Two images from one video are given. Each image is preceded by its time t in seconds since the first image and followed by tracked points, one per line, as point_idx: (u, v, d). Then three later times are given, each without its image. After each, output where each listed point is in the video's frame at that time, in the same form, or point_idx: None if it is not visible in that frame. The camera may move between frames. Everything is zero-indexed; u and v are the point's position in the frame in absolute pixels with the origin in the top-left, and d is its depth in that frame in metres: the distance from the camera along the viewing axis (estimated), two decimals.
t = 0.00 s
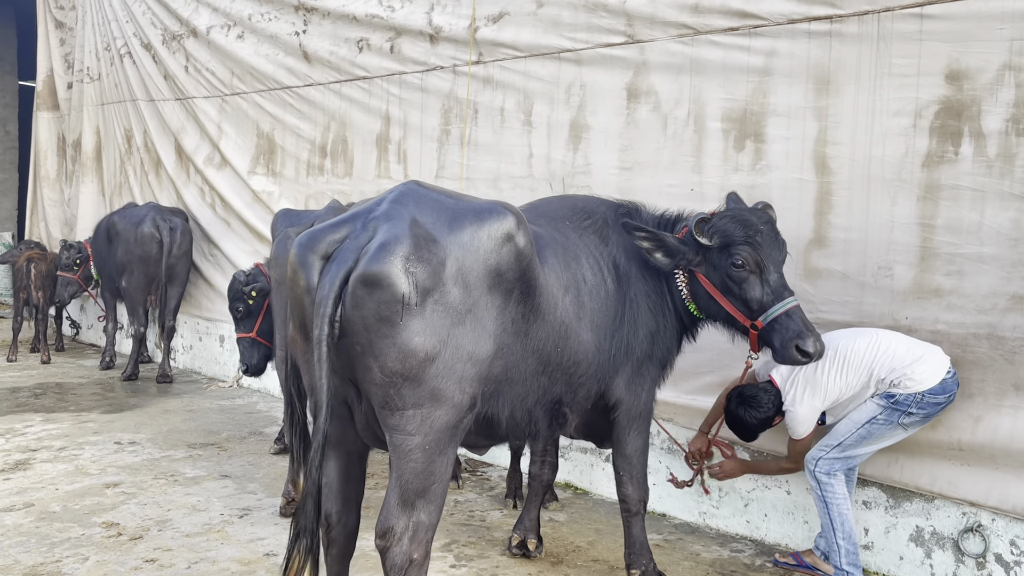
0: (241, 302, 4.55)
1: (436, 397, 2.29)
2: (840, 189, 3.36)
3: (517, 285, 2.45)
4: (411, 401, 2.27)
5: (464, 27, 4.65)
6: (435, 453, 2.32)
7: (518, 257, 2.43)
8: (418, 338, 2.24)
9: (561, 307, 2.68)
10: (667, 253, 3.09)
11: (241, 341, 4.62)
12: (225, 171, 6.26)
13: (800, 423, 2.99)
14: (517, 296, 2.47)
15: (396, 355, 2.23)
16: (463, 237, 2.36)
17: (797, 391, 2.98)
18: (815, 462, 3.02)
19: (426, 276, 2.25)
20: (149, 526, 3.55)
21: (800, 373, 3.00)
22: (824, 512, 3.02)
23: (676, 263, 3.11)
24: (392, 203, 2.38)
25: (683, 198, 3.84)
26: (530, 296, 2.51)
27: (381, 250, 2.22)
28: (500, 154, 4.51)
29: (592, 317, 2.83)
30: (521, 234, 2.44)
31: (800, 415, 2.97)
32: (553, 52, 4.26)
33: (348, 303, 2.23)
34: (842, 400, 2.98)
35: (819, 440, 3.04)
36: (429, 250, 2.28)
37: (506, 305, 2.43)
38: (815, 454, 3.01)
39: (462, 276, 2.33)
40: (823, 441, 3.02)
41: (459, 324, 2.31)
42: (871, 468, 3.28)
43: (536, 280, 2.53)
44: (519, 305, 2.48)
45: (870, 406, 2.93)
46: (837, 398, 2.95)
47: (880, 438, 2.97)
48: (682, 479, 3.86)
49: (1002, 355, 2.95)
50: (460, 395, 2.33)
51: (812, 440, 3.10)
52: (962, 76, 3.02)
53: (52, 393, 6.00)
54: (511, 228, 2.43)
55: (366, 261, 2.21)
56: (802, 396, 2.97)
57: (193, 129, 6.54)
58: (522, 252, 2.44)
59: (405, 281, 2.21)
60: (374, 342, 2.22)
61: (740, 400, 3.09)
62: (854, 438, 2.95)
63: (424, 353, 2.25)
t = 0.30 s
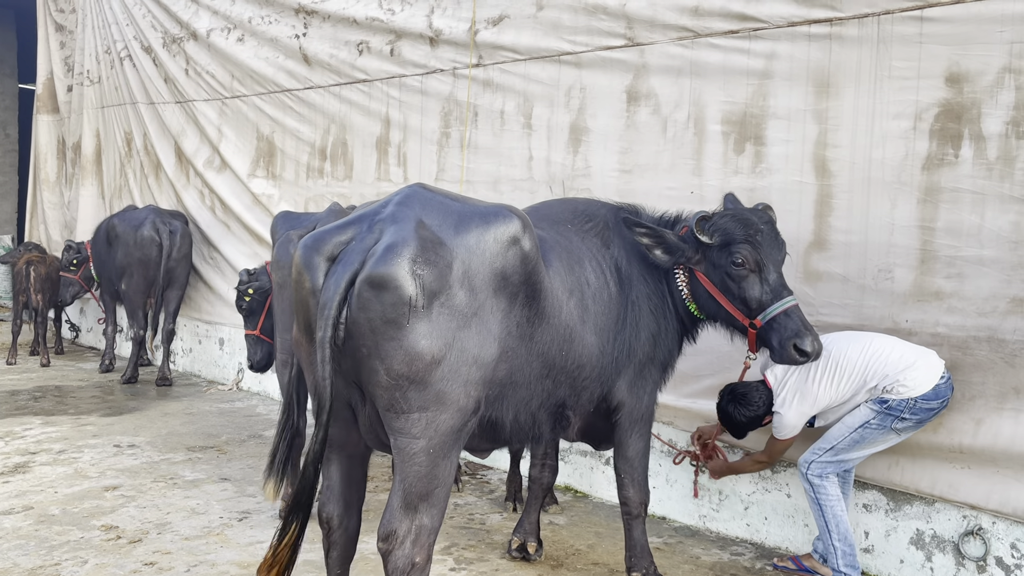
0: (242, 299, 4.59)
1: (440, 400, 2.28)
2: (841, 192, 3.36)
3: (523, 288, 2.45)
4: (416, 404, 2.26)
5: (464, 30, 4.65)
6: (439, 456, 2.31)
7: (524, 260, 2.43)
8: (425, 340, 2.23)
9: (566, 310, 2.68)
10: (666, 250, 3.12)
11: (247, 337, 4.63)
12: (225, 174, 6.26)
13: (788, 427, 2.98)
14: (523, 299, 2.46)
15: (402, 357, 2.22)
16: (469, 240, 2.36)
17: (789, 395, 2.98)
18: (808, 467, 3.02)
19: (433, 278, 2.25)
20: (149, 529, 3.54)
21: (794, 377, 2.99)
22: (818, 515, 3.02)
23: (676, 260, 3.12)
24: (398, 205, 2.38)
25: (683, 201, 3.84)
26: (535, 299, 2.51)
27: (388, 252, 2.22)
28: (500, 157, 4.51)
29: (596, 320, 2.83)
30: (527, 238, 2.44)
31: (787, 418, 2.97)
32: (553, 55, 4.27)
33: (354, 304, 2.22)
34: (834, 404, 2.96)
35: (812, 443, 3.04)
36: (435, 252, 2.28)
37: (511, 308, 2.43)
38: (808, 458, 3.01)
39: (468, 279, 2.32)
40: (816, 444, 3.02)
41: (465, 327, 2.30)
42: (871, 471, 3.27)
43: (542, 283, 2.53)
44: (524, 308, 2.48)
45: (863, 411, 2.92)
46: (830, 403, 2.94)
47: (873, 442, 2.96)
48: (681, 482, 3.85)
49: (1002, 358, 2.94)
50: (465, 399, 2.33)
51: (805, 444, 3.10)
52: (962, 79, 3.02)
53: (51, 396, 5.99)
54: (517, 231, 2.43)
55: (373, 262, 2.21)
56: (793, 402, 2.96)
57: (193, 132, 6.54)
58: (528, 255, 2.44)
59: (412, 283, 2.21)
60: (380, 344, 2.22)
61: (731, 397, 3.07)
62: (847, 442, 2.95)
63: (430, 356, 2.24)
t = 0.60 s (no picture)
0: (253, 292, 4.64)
1: (443, 403, 2.28)
2: (843, 195, 3.36)
3: (525, 291, 2.45)
4: (418, 407, 2.26)
5: (465, 33, 4.66)
6: (441, 459, 2.31)
7: (526, 263, 2.43)
8: (427, 343, 2.23)
9: (568, 313, 2.68)
10: (671, 250, 3.14)
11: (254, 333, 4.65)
12: (227, 176, 6.26)
13: (793, 423, 2.97)
14: (525, 302, 2.46)
15: (405, 360, 2.22)
16: (472, 243, 2.36)
17: (795, 392, 2.98)
18: (812, 471, 3.01)
19: (436, 281, 2.25)
20: (150, 532, 3.54)
21: (803, 376, 3.00)
22: (821, 521, 3.03)
23: (680, 261, 3.14)
24: (401, 208, 2.38)
25: (685, 204, 3.84)
26: (537, 302, 2.50)
27: (391, 255, 2.22)
28: (502, 160, 4.50)
29: (598, 323, 2.82)
30: (529, 241, 2.44)
31: (791, 415, 2.96)
32: (555, 58, 4.27)
33: (357, 307, 2.22)
34: (842, 408, 2.95)
35: (817, 448, 3.03)
36: (438, 255, 2.28)
37: (514, 311, 2.43)
38: (812, 462, 3.01)
39: (471, 282, 2.32)
40: (820, 450, 3.01)
41: (468, 330, 2.30)
42: (873, 475, 3.27)
43: (544, 286, 2.53)
44: (526, 311, 2.47)
45: (870, 420, 2.90)
46: (837, 405, 2.93)
47: (879, 451, 2.94)
48: (683, 485, 3.85)
49: (1005, 362, 2.94)
50: (468, 402, 2.32)
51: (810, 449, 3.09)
52: (964, 83, 3.02)
53: (53, 399, 6.00)
54: (519, 234, 2.43)
55: (376, 265, 2.22)
56: (799, 398, 2.97)
57: (195, 134, 6.54)
58: (530, 258, 2.44)
59: (414, 285, 2.21)
60: (383, 347, 2.22)
61: (739, 395, 3.13)
62: (852, 449, 2.93)
63: (433, 359, 2.24)
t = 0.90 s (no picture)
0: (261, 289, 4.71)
1: (444, 404, 2.28)
2: (846, 197, 3.35)
3: (527, 291, 2.45)
4: (419, 407, 2.27)
5: (468, 35, 4.66)
6: (442, 459, 2.31)
7: (528, 263, 2.43)
8: (428, 344, 2.24)
9: (570, 314, 2.67)
10: (676, 244, 3.12)
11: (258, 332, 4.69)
12: (230, 178, 6.27)
13: (797, 423, 2.98)
14: (526, 303, 2.46)
15: (406, 361, 2.23)
16: (473, 243, 2.36)
17: (803, 392, 3.00)
18: (815, 473, 3.00)
19: (437, 281, 2.25)
20: (154, 533, 3.55)
21: (813, 378, 3.02)
22: (823, 523, 3.03)
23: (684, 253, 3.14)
24: (402, 209, 2.38)
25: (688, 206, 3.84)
26: (539, 302, 2.50)
27: (392, 255, 2.22)
28: (505, 162, 4.51)
29: (600, 324, 2.82)
30: (531, 241, 2.44)
31: (797, 413, 2.97)
32: (557, 60, 4.27)
33: (358, 308, 2.23)
34: (851, 413, 2.95)
35: (822, 451, 3.02)
36: (439, 255, 2.28)
37: (515, 311, 2.43)
38: (816, 464, 3.00)
39: (472, 283, 2.32)
40: (825, 453, 2.99)
41: (469, 330, 2.30)
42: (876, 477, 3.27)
43: (545, 286, 2.52)
44: (527, 311, 2.48)
45: (879, 429, 2.89)
46: (845, 409, 2.94)
47: (885, 461, 2.93)
48: (686, 487, 3.85)
49: (1008, 364, 2.93)
50: (469, 402, 2.32)
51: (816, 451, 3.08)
52: (967, 84, 3.02)
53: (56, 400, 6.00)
54: (521, 235, 2.43)
55: (376, 266, 2.22)
56: (805, 397, 2.98)
57: (198, 136, 6.56)
58: (531, 258, 2.44)
59: (415, 285, 2.21)
60: (384, 347, 2.23)
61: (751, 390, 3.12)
62: (858, 457, 2.92)
63: (434, 359, 2.24)
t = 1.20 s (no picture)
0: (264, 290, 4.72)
1: (449, 405, 2.29)
2: (850, 197, 3.35)
3: (532, 291, 2.45)
4: (424, 409, 2.27)
5: (473, 35, 4.66)
6: (446, 461, 2.32)
7: (533, 262, 2.43)
8: (434, 345, 2.24)
9: (575, 313, 2.67)
10: (689, 217, 3.22)
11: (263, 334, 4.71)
12: (235, 178, 6.28)
13: (800, 397, 2.99)
14: (532, 302, 2.47)
15: (411, 363, 2.23)
16: (478, 243, 2.36)
17: (814, 370, 3.02)
18: (819, 474, 3.03)
19: (443, 281, 2.26)
20: (159, 532, 3.56)
21: (830, 361, 3.05)
22: (827, 524, 3.03)
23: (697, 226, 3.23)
24: (405, 209, 2.39)
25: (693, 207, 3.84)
26: (544, 302, 2.50)
27: (397, 256, 2.23)
28: (509, 162, 4.51)
29: (605, 323, 2.82)
30: (536, 240, 2.44)
31: (801, 387, 2.98)
32: (562, 60, 4.27)
33: (363, 310, 2.24)
34: (857, 396, 2.96)
35: (828, 453, 3.04)
36: (444, 255, 2.28)
37: (520, 311, 2.43)
38: (820, 466, 3.02)
39: (478, 283, 2.33)
40: (829, 455, 3.02)
41: (474, 331, 2.31)
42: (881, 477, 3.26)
43: (551, 285, 2.52)
44: (533, 310, 2.47)
45: (879, 430, 2.90)
46: (852, 394, 2.96)
47: (885, 464, 2.93)
48: (690, 487, 3.84)
49: (1014, 364, 2.92)
50: (474, 404, 2.33)
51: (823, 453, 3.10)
52: (973, 84, 3.01)
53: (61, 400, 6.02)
54: (526, 233, 2.43)
55: (382, 267, 2.23)
56: (815, 376, 3.00)
57: (203, 137, 6.57)
58: (537, 256, 2.44)
59: (421, 286, 2.22)
60: (390, 350, 2.23)
61: (778, 353, 3.13)
62: (858, 459, 2.94)
63: (439, 360, 2.25)
